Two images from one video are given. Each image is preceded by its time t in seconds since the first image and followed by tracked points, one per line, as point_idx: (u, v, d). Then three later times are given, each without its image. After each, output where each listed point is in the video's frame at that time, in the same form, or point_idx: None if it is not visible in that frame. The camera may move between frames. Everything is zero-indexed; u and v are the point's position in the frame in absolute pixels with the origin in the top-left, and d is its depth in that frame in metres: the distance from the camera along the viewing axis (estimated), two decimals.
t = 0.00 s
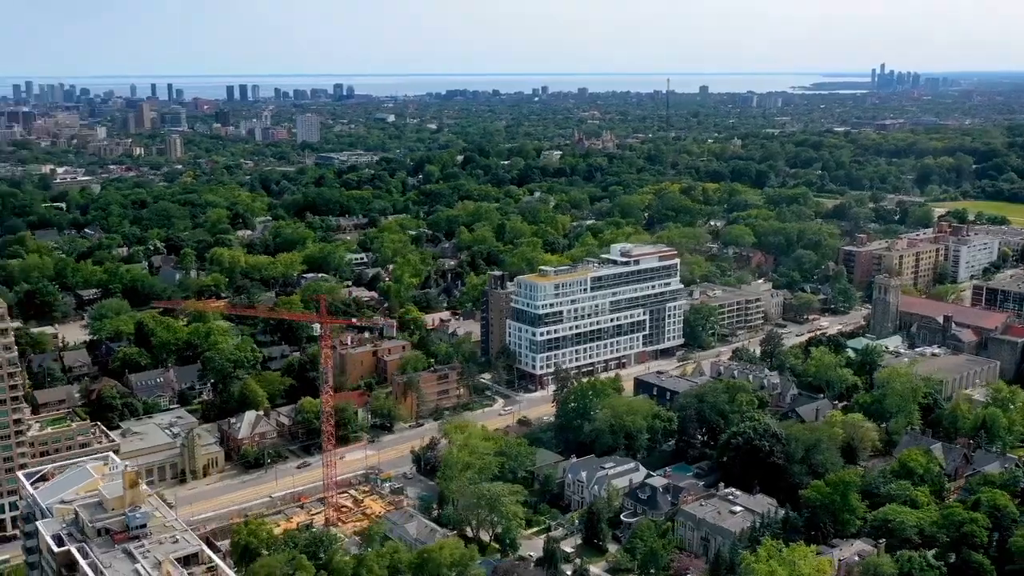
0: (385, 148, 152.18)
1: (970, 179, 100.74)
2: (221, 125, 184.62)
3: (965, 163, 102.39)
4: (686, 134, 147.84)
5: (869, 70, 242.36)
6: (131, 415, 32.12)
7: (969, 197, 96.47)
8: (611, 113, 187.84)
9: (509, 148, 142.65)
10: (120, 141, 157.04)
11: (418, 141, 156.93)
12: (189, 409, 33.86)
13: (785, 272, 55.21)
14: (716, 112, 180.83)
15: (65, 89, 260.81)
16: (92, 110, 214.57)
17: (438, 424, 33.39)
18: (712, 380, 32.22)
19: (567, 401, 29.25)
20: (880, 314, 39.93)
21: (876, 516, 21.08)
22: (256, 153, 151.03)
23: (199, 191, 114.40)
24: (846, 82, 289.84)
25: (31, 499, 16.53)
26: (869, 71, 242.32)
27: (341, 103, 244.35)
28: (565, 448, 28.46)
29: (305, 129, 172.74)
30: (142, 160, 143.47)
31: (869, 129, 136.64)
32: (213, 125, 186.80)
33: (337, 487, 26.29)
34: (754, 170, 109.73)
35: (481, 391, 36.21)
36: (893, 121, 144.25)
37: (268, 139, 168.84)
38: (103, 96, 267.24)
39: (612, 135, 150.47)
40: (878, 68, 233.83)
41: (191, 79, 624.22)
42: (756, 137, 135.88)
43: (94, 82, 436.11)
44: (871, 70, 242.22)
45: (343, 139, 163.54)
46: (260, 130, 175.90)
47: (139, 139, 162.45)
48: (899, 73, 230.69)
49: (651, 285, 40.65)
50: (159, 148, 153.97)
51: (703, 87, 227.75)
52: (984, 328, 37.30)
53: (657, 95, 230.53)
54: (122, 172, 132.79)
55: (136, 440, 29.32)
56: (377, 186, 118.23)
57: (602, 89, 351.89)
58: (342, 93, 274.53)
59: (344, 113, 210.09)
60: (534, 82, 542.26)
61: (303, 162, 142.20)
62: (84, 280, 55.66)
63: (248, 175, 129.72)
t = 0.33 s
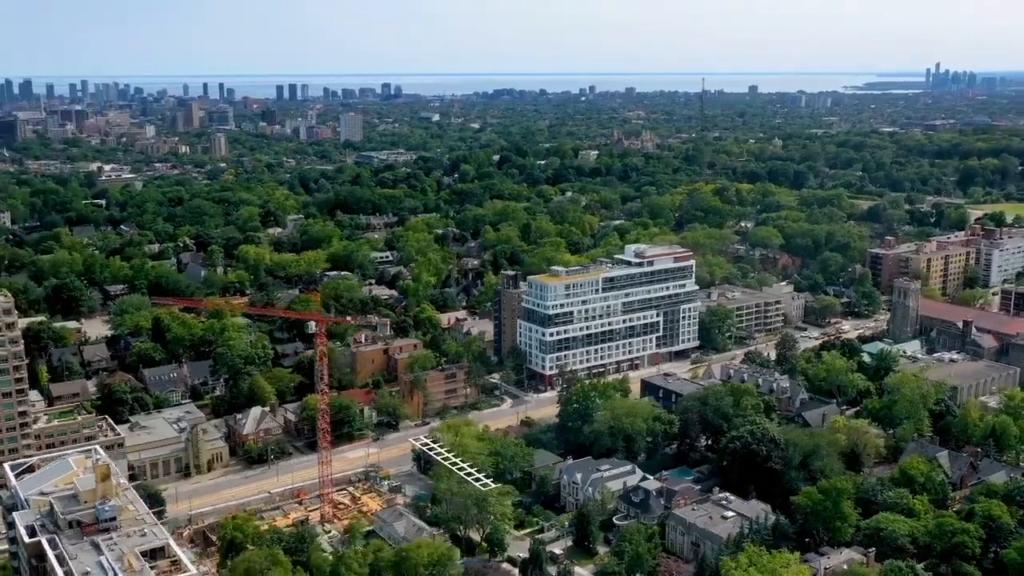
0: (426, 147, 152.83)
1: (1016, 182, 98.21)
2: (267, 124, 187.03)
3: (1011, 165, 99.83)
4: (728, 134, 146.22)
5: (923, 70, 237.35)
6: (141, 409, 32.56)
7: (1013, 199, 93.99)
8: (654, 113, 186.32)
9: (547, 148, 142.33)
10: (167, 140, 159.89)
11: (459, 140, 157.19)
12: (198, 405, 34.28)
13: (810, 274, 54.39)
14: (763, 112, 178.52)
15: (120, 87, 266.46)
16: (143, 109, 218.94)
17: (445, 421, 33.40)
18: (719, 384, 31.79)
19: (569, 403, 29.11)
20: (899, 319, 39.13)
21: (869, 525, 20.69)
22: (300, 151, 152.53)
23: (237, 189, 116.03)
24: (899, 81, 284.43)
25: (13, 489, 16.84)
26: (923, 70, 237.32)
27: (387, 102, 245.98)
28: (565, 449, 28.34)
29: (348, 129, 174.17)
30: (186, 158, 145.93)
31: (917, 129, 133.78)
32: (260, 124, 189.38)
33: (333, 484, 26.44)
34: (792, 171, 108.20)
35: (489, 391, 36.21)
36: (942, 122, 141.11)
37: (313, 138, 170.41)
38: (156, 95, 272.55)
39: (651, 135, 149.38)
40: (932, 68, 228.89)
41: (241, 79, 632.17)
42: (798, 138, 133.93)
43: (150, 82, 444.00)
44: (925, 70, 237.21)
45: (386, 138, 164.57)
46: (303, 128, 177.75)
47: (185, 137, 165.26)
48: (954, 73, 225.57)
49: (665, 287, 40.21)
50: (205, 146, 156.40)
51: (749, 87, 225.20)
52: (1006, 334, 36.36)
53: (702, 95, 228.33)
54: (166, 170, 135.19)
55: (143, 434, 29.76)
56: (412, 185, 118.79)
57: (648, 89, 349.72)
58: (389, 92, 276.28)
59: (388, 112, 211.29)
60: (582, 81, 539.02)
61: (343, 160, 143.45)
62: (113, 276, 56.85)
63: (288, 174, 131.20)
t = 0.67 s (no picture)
0: (467, 146, 153.14)
1: None
2: (313, 122, 189.03)
3: None
4: (769, 134, 144.26)
5: (978, 69, 231.60)
6: (152, 403, 32.99)
7: None
8: (698, 112, 184.48)
9: (584, 147, 141.72)
10: (211, 138, 162.35)
11: (499, 139, 157.07)
12: (208, 400, 34.66)
13: (835, 276, 53.50)
14: (810, 112, 175.71)
15: (171, 86, 270.85)
16: (191, 108, 222.43)
17: (451, 419, 33.43)
18: (725, 386, 31.40)
19: (570, 404, 28.94)
20: (919, 323, 38.20)
21: (860, 533, 20.30)
22: (341, 150, 153.81)
23: (273, 186, 117.36)
24: (954, 80, 277.85)
25: None
26: (979, 70, 231.58)
27: (433, 101, 246.91)
28: (564, 450, 28.21)
29: (390, 128, 175.03)
30: (229, 156, 147.92)
31: (966, 130, 130.66)
32: (306, 122, 191.35)
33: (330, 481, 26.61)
34: (831, 172, 106.56)
35: (497, 390, 36.17)
36: (993, 122, 137.60)
37: (356, 137, 171.55)
38: (207, 93, 276.55)
39: (691, 134, 148.05)
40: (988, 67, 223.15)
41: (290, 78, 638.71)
42: (840, 138, 131.70)
43: (203, 82, 450.65)
44: (980, 69, 231.48)
45: (427, 137, 165.18)
46: (345, 127, 179.00)
47: (230, 136, 167.61)
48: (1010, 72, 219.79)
49: (679, 287, 39.75)
50: (250, 145, 158.42)
51: (795, 86, 221.94)
52: None
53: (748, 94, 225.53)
54: (209, 168, 137.28)
55: (150, 428, 30.19)
56: (446, 184, 119.12)
57: (695, 88, 346.18)
58: (435, 91, 276.83)
59: (430, 111, 211.87)
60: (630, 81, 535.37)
61: (382, 159, 144.29)
62: (141, 273, 57.87)
63: (327, 172, 132.33)
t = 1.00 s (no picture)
0: (510, 145, 153.12)
1: None
2: (360, 121, 190.71)
3: None
4: (815, 135, 141.90)
5: None
6: (164, 398, 33.51)
7: None
8: (747, 111, 181.95)
9: (625, 147, 140.86)
10: (259, 137, 164.60)
11: (542, 139, 156.61)
12: (220, 396, 35.09)
13: (863, 279, 52.44)
14: (862, 112, 172.30)
15: (225, 85, 275.05)
16: (241, 107, 225.64)
17: (458, 417, 33.40)
18: (733, 390, 30.95)
19: (571, 406, 28.77)
20: (940, 329, 37.45)
21: (850, 543, 19.90)
22: (385, 149, 154.84)
23: (311, 185, 118.67)
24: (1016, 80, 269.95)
25: None
26: None
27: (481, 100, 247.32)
28: (564, 453, 28.07)
29: (434, 127, 175.70)
30: (274, 154, 149.77)
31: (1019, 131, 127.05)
32: (353, 121, 192.92)
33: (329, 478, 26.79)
34: (873, 173, 104.60)
35: (506, 390, 36.15)
36: None
37: (401, 136, 172.44)
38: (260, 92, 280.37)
39: (734, 134, 146.30)
40: None
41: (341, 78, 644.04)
42: (888, 140, 129.07)
43: (258, 81, 456.39)
44: None
45: (472, 136, 165.51)
46: (390, 126, 179.94)
47: (277, 134, 169.85)
48: None
49: (694, 289, 39.21)
50: (295, 143, 160.27)
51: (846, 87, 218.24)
52: None
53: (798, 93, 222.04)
54: (254, 166, 139.30)
55: (160, 422, 30.68)
56: (484, 184, 119.29)
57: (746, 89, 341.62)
58: (485, 91, 277.11)
59: (476, 110, 211.97)
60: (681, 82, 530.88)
61: (424, 158, 145.00)
62: (170, 271, 58.88)
63: (369, 171, 133.41)
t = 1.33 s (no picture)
0: (556, 145, 152.80)
1: None
2: (408, 121, 191.83)
3: None
4: (866, 136, 139.15)
5: None
6: (179, 393, 34.07)
7: None
8: (799, 110, 179.23)
9: (669, 147, 139.70)
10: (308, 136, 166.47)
11: (587, 139, 156.07)
12: (235, 392, 35.54)
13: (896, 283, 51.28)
14: (918, 113, 168.42)
15: (280, 84, 278.86)
16: (294, 106, 228.45)
17: (466, 417, 33.37)
18: (742, 395, 30.49)
19: (576, 409, 28.60)
20: (965, 335, 36.63)
21: (841, 553, 19.48)
22: (431, 149, 155.63)
23: (352, 183, 119.75)
24: None
25: None
26: None
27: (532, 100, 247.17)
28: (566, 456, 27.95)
29: (481, 126, 175.95)
30: (320, 154, 151.34)
31: None
32: (400, 121, 194.22)
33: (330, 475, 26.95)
34: (920, 175, 102.30)
35: (518, 391, 36.04)
36: None
37: (447, 135, 173.07)
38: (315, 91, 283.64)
39: (781, 135, 144.25)
40: None
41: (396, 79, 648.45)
42: (939, 141, 126.04)
43: (316, 81, 462.01)
44: None
45: (518, 137, 165.44)
46: (437, 126, 180.47)
47: (326, 133, 171.71)
48: None
49: (712, 292, 38.69)
50: (342, 142, 161.70)
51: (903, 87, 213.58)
52: None
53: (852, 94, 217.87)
54: (300, 164, 141.13)
55: (171, 416, 31.21)
56: (523, 183, 119.24)
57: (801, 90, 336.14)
58: (537, 91, 276.66)
59: (525, 110, 211.43)
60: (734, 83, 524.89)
61: (468, 158, 145.44)
62: (200, 268, 59.91)
63: (412, 170, 134.21)
